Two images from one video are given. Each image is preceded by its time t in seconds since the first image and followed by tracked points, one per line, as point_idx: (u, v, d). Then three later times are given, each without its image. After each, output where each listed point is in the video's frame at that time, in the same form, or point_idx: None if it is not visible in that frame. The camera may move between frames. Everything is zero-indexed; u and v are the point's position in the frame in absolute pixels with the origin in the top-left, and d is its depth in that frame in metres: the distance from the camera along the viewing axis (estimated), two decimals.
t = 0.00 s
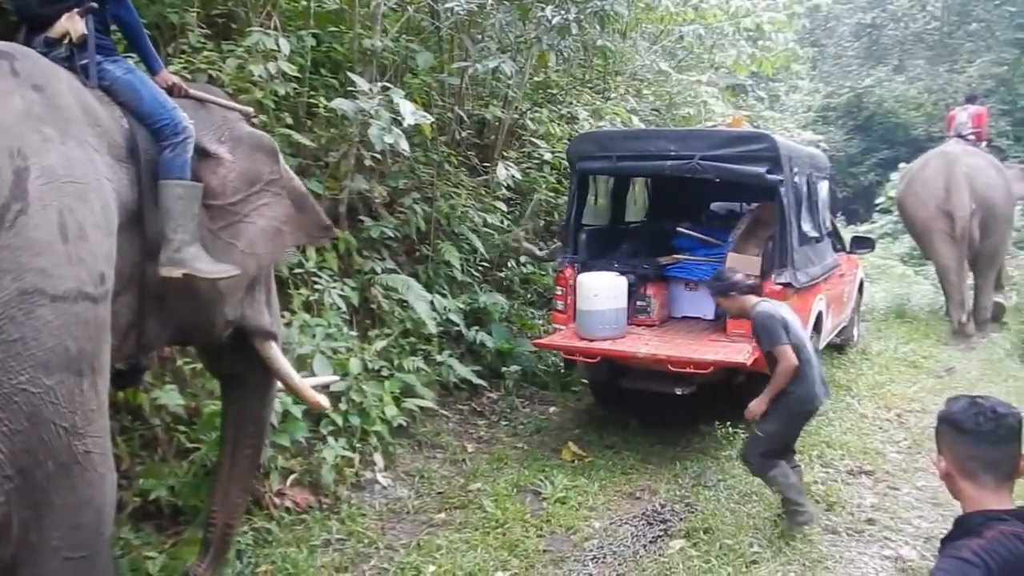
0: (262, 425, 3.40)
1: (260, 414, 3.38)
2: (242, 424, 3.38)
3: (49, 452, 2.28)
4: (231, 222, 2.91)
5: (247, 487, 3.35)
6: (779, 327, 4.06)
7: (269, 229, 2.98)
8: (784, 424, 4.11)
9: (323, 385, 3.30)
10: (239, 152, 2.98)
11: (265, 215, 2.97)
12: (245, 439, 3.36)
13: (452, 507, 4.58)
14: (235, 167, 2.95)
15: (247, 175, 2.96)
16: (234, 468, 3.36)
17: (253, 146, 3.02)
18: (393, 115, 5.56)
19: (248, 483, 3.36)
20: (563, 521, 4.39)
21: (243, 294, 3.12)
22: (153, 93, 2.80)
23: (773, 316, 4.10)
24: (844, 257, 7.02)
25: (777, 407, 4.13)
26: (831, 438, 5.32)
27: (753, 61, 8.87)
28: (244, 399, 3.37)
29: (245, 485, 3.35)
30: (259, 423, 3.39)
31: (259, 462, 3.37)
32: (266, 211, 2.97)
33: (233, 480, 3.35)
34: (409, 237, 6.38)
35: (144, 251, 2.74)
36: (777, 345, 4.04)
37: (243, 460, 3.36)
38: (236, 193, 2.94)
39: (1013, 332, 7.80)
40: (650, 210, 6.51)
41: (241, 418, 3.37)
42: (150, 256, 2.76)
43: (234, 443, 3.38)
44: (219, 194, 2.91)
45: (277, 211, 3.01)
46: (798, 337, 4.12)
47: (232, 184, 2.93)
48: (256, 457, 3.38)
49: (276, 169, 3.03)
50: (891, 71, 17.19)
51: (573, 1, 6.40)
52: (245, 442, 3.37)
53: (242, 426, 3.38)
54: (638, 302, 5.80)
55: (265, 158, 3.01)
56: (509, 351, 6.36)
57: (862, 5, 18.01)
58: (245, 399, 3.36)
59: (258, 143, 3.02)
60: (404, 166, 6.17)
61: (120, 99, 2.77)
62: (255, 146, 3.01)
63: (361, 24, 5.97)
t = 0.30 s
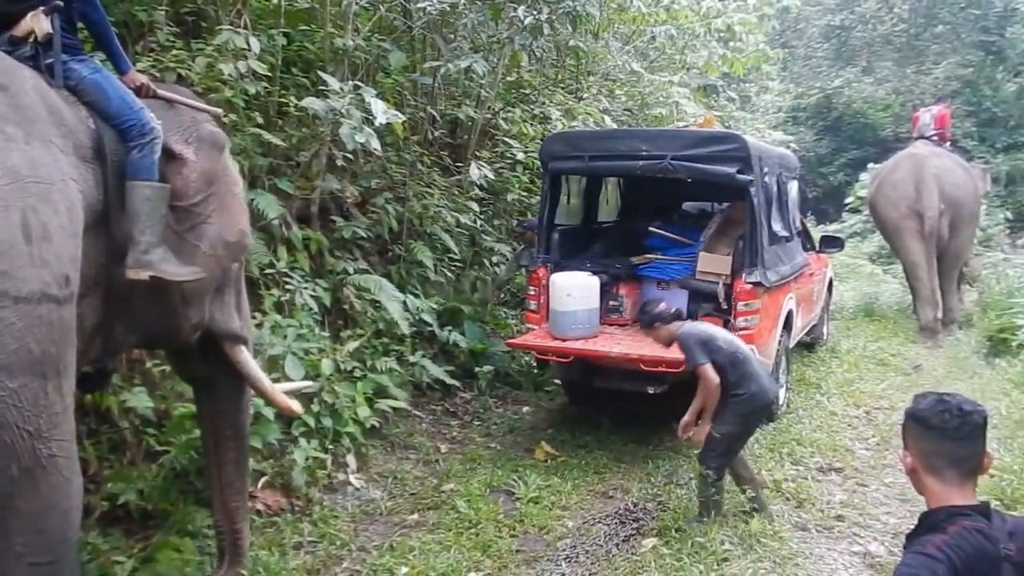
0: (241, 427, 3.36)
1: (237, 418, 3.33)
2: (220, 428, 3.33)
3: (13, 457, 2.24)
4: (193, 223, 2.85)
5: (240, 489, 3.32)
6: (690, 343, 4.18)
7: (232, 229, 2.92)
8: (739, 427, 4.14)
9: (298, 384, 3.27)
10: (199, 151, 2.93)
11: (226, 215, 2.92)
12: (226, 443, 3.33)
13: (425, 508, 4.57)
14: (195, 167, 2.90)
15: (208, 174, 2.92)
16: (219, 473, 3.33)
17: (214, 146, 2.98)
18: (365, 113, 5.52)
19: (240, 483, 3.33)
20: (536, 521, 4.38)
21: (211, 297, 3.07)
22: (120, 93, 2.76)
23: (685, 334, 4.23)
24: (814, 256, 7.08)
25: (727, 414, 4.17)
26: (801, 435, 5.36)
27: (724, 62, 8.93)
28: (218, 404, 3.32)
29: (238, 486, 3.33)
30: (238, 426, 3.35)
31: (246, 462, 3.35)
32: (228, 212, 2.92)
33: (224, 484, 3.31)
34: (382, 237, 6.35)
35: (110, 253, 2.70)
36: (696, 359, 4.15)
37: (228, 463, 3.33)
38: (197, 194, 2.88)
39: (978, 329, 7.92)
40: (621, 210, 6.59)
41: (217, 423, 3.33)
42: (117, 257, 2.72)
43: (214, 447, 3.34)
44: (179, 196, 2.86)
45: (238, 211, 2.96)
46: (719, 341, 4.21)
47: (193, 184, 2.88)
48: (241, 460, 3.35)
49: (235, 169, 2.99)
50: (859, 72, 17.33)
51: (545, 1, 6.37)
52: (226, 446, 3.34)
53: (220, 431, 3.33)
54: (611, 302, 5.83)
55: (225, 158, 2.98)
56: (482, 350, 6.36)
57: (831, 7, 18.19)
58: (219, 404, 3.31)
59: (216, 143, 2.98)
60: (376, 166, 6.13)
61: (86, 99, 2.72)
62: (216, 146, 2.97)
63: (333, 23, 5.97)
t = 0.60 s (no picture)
0: (238, 427, 3.28)
1: (234, 418, 3.26)
2: (216, 432, 3.25)
3: None
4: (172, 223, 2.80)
5: (249, 487, 3.26)
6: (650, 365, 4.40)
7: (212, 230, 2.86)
8: (722, 427, 4.29)
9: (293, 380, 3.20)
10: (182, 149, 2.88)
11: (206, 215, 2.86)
12: (225, 444, 3.25)
13: (412, 510, 4.55)
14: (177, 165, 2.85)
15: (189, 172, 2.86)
16: (225, 474, 3.26)
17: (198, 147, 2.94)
18: (351, 114, 5.50)
19: (248, 482, 3.28)
20: (523, 523, 4.37)
21: (198, 300, 3.05)
22: (98, 93, 2.72)
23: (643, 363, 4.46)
24: (799, 257, 7.10)
25: (708, 418, 4.32)
26: (787, 436, 5.38)
27: (709, 63, 8.97)
28: (212, 407, 3.24)
29: (247, 484, 3.27)
30: (235, 426, 3.27)
31: (250, 461, 3.30)
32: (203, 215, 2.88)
33: (232, 484, 3.25)
34: (369, 239, 6.32)
35: (91, 255, 2.68)
36: (662, 376, 4.34)
37: (231, 464, 3.26)
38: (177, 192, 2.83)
39: (961, 329, 7.97)
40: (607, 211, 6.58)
41: (212, 425, 3.25)
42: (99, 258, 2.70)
43: (215, 450, 3.27)
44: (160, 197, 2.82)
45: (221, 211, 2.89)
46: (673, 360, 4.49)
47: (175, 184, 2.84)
48: (244, 458, 3.28)
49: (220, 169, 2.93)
50: (842, 73, 17.58)
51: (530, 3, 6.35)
52: (227, 448, 3.26)
53: (217, 433, 3.26)
54: (597, 304, 5.80)
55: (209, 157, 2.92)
56: (469, 352, 6.36)
57: (815, 9, 18.32)
58: (213, 407, 3.24)
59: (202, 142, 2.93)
60: (362, 168, 6.11)
61: (65, 99, 2.69)
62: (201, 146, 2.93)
63: (318, 25, 5.96)
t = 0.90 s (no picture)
0: (241, 427, 3.28)
1: (237, 418, 3.26)
2: (220, 433, 3.25)
3: None
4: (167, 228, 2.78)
5: (255, 484, 3.25)
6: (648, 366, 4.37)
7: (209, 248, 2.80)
8: (719, 427, 4.31)
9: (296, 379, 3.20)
10: (209, 177, 2.90)
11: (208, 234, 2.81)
12: (230, 444, 3.24)
13: (406, 514, 4.55)
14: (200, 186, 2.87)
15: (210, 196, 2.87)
16: (229, 473, 3.25)
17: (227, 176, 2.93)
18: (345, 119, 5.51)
19: (253, 480, 3.26)
20: (517, 527, 4.37)
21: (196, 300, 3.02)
22: (90, 95, 2.73)
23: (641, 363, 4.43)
24: (793, 262, 7.11)
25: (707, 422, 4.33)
26: (780, 441, 5.39)
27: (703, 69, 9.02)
28: (216, 409, 3.24)
29: (252, 482, 3.26)
30: (239, 426, 3.26)
31: (255, 459, 3.29)
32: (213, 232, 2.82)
33: (238, 483, 3.24)
34: (364, 243, 6.32)
35: (84, 258, 2.68)
36: (661, 378, 4.32)
37: (236, 462, 3.25)
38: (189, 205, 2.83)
39: (953, 334, 7.99)
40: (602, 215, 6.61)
41: (216, 426, 3.24)
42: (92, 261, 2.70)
43: (219, 451, 3.26)
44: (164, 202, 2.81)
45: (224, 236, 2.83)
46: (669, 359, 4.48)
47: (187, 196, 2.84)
48: (249, 457, 3.27)
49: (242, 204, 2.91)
50: (836, 79, 17.72)
51: (524, 9, 6.34)
52: (231, 448, 3.25)
53: (222, 434, 3.25)
54: (592, 308, 5.81)
55: (233, 186, 2.91)
56: (464, 357, 6.37)
57: (808, 15, 18.42)
58: (215, 408, 3.24)
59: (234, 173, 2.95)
60: (357, 172, 6.12)
61: (56, 101, 2.70)
62: (228, 176, 2.93)
63: (312, 30, 5.98)
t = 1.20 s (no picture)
0: (242, 430, 3.27)
1: (238, 421, 3.26)
2: (220, 434, 3.25)
3: None
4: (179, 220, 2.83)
5: (252, 489, 3.25)
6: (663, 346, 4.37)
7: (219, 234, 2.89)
8: (721, 425, 4.24)
9: (298, 384, 3.20)
10: (197, 160, 2.92)
11: (216, 220, 2.88)
12: (230, 447, 3.24)
13: (405, 517, 4.55)
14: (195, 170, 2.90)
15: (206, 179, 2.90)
16: (228, 477, 3.24)
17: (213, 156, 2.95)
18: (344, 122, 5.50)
19: (251, 485, 3.26)
20: (516, 530, 4.37)
21: (197, 302, 3.04)
22: (87, 96, 2.71)
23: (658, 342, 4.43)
24: (793, 266, 7.12)
25: (710, 416, 4.28)
26: (779, 444, 5.39)
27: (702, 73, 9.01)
28: (217, 410, 3.24)
29: (250, 487, 3.26)
30: (239, 430, 3.26)
31: (254, 464, 3.29)
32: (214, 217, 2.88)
33: (236, 486, 3.24)
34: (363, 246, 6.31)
35: (83, 261, 2.68)
36: (674, 363, 4.32)
37: (235, 466, 3.25)
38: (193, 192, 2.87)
39: (951, 338, 8.00)
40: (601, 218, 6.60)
41: (216, 428, 3.24)
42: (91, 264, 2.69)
43: (219, 453, 3.26)
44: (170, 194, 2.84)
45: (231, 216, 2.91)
46: (688, 344, 4.44)
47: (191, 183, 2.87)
48: (248, 461, 3.27)
49: (236, 179, 2.94)
50: (834, 83, 17.77)
51: (523, 12, 6.33)
52: (231, 450, 3.25)
53: (222, 436, 3.25)
54: (592, 311, 5.83)
55: (226, 165, 2.94)
56: (463, 360, 6.37)
57: (806, 18, 18.46)
58: (217, 410, 3.24)
59: (221, 150, 2.97)
60: (356, 175, 6.12)
61: (53, 103, 2.68)
62: (216, 154, 2.95)
63: (311, 33, 5.99)
